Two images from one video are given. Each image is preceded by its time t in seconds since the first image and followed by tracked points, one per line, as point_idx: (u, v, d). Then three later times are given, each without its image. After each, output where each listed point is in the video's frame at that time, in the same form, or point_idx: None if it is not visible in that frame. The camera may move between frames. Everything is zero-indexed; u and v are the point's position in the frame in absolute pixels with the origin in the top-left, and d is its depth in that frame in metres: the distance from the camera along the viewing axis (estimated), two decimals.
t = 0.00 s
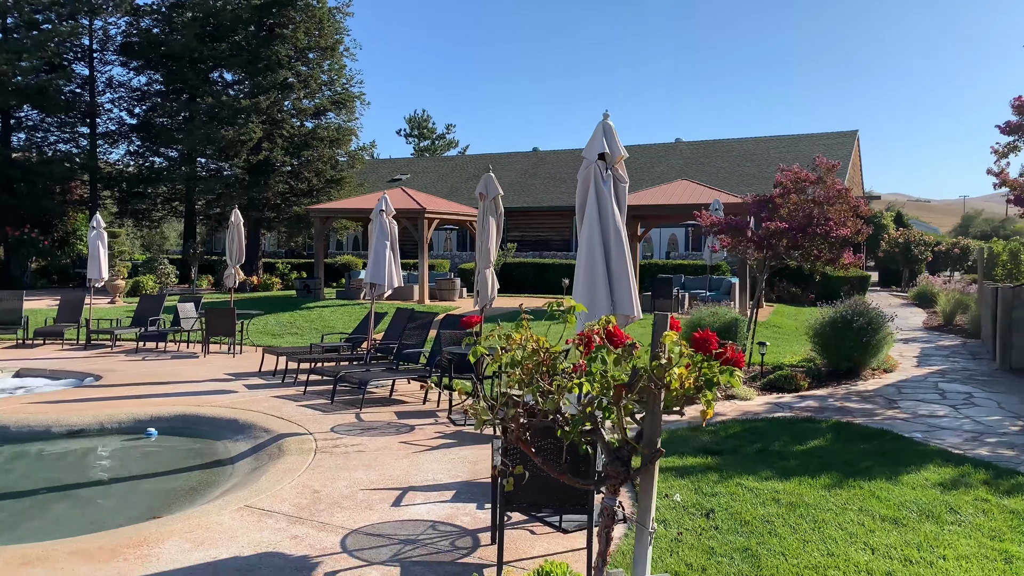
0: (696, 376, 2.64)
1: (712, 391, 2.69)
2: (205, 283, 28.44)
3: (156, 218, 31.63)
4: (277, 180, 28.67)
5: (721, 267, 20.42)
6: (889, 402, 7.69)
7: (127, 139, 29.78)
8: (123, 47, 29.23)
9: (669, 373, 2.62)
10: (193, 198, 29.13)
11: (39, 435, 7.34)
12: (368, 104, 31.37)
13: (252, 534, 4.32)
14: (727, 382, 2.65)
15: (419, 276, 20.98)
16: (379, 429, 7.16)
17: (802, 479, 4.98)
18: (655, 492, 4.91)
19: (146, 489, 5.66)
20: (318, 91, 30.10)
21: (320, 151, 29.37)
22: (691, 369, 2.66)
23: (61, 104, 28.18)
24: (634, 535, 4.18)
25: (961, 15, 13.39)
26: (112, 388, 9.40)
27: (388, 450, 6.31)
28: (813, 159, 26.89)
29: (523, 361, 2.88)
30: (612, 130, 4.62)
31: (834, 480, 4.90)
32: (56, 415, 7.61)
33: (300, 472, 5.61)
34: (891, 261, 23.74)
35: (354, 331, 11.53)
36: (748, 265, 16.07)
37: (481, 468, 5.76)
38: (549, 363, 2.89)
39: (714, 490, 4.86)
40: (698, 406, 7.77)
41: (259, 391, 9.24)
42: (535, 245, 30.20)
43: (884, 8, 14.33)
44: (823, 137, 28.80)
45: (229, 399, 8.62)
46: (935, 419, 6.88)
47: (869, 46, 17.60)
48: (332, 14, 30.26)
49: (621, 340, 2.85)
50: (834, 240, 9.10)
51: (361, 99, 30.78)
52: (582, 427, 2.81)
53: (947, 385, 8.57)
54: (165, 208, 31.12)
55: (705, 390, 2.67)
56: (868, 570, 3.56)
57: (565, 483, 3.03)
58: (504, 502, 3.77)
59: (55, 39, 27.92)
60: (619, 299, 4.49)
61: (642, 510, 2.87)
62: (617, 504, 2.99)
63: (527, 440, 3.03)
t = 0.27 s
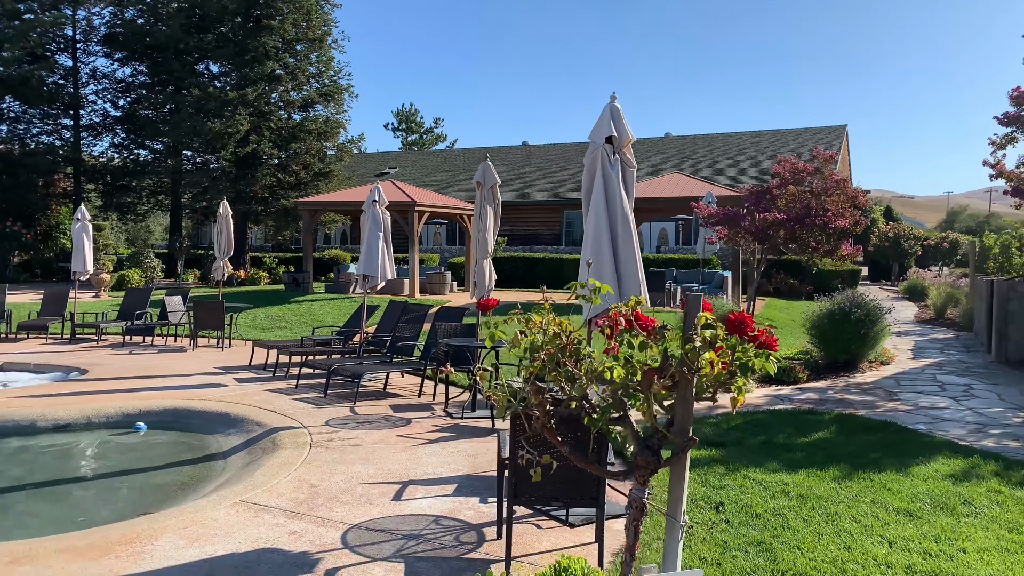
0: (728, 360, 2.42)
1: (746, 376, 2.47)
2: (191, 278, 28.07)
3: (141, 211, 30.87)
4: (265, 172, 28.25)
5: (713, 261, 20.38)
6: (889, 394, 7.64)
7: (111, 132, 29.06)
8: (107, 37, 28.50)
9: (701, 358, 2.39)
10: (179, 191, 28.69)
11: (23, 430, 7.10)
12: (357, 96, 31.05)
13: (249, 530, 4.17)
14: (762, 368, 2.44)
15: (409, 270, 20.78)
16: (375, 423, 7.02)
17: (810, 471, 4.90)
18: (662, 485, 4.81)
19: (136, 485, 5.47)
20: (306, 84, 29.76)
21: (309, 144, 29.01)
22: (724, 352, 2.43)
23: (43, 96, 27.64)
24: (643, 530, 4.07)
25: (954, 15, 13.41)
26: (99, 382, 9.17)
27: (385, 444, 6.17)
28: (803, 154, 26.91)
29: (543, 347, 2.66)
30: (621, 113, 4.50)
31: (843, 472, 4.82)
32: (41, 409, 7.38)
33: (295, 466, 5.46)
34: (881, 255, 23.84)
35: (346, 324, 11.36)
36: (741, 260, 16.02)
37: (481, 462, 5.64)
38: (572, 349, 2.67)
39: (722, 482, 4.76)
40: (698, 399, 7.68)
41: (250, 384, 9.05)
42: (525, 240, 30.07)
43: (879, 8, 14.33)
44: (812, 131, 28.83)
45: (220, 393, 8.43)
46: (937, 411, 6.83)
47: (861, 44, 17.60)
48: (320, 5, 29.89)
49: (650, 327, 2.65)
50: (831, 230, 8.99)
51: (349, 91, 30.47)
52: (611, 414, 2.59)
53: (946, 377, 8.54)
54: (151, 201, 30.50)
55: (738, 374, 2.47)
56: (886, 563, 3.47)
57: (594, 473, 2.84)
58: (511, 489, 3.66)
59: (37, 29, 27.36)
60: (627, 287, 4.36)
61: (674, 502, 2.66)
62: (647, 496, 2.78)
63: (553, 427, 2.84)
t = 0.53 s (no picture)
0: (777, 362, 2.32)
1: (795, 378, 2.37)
2: (180, 275, 27.64)
3: (128, 206, 29.97)
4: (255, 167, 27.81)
5: (707, 258, 20.32)
6: (896, 391, 7.56)
7: (97, 126, 28.34)
8: (93, 30, 27.77)
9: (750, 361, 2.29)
10: (167, 187, 28.25)
11: (9, 430, 6.79)
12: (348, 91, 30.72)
13: (250, 536, 3.97)
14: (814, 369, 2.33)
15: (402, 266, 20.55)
16: (374, 422, 6.83)
17: (828, 471, 4.77)
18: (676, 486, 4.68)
19: (129, 489, 5.23)
20: (296, 78, 29.41)
21: (299, 139, 28.66)
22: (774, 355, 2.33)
23: (29, 89, 27.15)
24: (661, 535, 3.94)
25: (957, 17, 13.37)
26: (87, 380, 8.90)
27: (386, 444, 5.99)
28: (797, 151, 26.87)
29: (581, 344, 2.54)
30: (636, 103, 4.34)
31: (861, 473, 4.70)
32: (27, 408, 7.11)
33: (295, 468, 5.26)
34: (875, 252, 23.84)
35: (341, 322, 11.14)
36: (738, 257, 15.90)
37: (486, 463, 5.48)
38: (612, 347, 2.55)
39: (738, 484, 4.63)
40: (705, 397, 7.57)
41: (243, 383, 8.82)
42: (518, 236, 29.92)
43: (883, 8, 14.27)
44: (806, 128, 28.80)
45: (212, 392, 8.20)
46: (947, 409, 6.74)
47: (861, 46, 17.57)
48: None
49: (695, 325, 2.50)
50: (835, 225, 8.94)
51: (340, 86, 30.13)
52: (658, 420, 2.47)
53: (950, 374, 8.47)
54: (139, 195, 29.84)
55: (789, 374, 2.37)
56: (918, 569, 3.35)
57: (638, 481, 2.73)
58: (525, 481, 3.51)
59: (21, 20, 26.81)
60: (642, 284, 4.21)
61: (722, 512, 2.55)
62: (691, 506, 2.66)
63: (593, 433, 2.72)
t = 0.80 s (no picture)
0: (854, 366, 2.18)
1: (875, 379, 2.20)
2: (173, 273, 27.30)
3: (121, 204, 29.63)
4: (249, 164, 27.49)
5: (707, 257, 20.16)
6: (910, 391, 7.41)
7: (89, 122, 28.05)
8: (86, 25, 27.56)
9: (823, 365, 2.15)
10: (161, 184, 27.89)
11: None
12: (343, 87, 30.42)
13: (255, 547, 3.76)
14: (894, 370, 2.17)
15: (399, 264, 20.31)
16: (378, 424, 6.63)
17: (853, 476, 4.60)
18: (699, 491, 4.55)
19: (125, 491, 4.95)
20: (291, 74, 29.11)
21: (294, 136, 28.38)
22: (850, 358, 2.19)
23: (19, 84, 26.77)
24: (688, 546, 3.77)
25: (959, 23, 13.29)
26: (80, 381, 8.63)
27: (392, 447, 5.79)
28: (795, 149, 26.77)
29: (630, 346, 2.37)
30: (659, 90, 4.14)
31: (888, 477, 4.54)
32: (18, 409, 6.84)
33: (299, 473, 5.04)
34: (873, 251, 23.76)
35: (340, 320, 10.92)
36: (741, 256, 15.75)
37: (497, 467, 5.29)
38: (667, 350, 2.36)
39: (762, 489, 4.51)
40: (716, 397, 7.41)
41: (241, 383, 8.59)
42: (515, 234, 29.73)
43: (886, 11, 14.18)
44: (804, 126, 28.70)
45: (210, 393, 7.97)
46: (964, 409, 6.60)
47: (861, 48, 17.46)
48: None
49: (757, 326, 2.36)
50: (847, 222, 8.85)
51: (336, 82, 29.84)
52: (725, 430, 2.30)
53: (962, 373, 8.34)
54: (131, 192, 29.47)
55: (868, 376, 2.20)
56: None
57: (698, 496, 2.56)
58: (549, 488, 3.35)
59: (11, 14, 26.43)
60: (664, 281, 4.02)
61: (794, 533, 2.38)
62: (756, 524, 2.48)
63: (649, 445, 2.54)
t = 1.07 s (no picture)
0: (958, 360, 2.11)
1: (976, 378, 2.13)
2: (172, 270, 27.04)
3: (118, 201, 29.36)
4: (249, 160, 27.26)
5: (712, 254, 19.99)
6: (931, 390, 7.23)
7: (87, 118, 27.74)
8: (83, 20, 27.12)
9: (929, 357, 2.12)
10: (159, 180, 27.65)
11: None
12: (343, 83, 30.21)
13: (268, 556, 3.56)
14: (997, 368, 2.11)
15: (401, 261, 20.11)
16: (388, 424, 6.43)
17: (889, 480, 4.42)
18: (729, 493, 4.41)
19: (128, 495, 4.73)
20: (291, 70, 28.90)
21: (294, 132, 28.16)
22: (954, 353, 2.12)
23: (15, 79, 26.53)
24: (722, 554, 3.60)
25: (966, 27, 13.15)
26: (80, 380, 8.42)
27: (404, 448, 5.59)
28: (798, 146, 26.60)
29: (701, 341, 2.33)
30: (689, 74, 3.97)
31: (925, 480, 4.36)
32: (16, 409, 6.63)
33: (310, 476, 4.84)
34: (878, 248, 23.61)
35: (344, 318, 10.72)
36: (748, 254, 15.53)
37: (514, 469, 5.10)
38: (742, 345, 2.33)
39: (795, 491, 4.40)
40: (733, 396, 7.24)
41: (245, 382, 8.39)
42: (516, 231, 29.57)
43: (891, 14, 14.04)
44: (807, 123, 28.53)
45: (213, 392, 7.76)
46: (989, 409, 6.42)
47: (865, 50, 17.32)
48: None
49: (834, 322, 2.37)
50: (861, 217, 9.83)
51: (336, 78, 29.62)
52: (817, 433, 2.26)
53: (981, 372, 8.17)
54: (129, 189, 29.21)
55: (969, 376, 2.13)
56: None
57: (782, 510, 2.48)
58: (582, 491, 3.18)
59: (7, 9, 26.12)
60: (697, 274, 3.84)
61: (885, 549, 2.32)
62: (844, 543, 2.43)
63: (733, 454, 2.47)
